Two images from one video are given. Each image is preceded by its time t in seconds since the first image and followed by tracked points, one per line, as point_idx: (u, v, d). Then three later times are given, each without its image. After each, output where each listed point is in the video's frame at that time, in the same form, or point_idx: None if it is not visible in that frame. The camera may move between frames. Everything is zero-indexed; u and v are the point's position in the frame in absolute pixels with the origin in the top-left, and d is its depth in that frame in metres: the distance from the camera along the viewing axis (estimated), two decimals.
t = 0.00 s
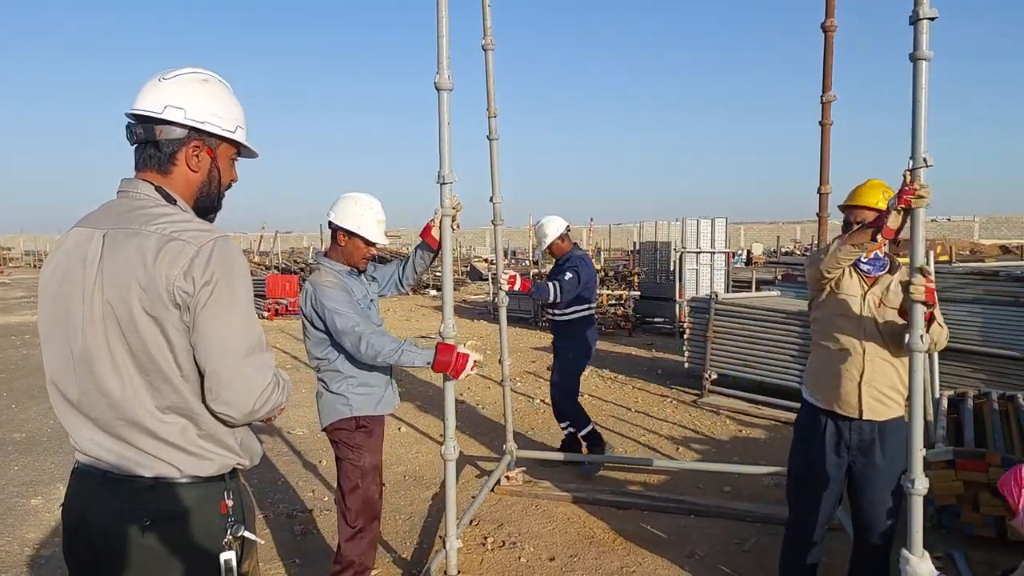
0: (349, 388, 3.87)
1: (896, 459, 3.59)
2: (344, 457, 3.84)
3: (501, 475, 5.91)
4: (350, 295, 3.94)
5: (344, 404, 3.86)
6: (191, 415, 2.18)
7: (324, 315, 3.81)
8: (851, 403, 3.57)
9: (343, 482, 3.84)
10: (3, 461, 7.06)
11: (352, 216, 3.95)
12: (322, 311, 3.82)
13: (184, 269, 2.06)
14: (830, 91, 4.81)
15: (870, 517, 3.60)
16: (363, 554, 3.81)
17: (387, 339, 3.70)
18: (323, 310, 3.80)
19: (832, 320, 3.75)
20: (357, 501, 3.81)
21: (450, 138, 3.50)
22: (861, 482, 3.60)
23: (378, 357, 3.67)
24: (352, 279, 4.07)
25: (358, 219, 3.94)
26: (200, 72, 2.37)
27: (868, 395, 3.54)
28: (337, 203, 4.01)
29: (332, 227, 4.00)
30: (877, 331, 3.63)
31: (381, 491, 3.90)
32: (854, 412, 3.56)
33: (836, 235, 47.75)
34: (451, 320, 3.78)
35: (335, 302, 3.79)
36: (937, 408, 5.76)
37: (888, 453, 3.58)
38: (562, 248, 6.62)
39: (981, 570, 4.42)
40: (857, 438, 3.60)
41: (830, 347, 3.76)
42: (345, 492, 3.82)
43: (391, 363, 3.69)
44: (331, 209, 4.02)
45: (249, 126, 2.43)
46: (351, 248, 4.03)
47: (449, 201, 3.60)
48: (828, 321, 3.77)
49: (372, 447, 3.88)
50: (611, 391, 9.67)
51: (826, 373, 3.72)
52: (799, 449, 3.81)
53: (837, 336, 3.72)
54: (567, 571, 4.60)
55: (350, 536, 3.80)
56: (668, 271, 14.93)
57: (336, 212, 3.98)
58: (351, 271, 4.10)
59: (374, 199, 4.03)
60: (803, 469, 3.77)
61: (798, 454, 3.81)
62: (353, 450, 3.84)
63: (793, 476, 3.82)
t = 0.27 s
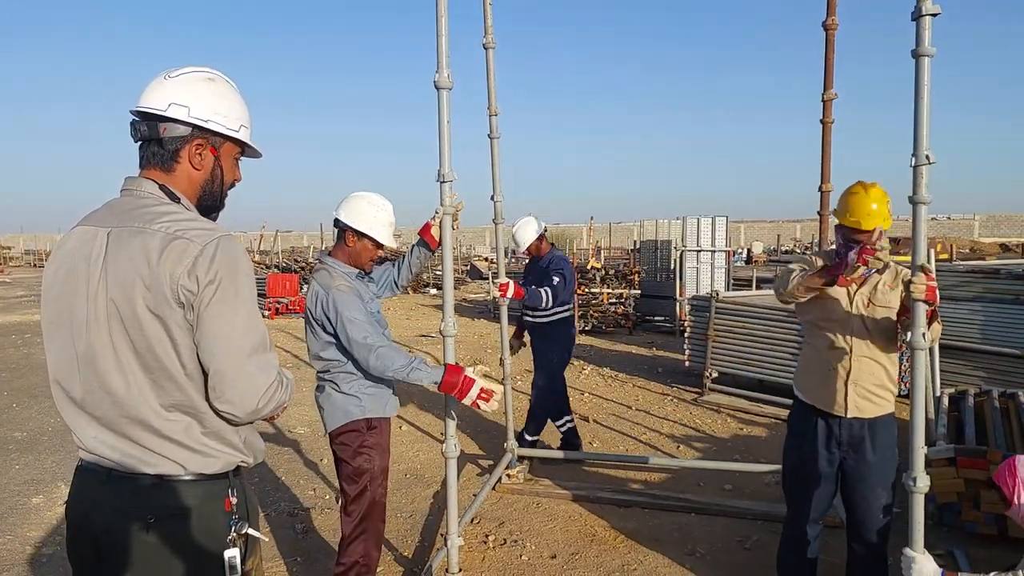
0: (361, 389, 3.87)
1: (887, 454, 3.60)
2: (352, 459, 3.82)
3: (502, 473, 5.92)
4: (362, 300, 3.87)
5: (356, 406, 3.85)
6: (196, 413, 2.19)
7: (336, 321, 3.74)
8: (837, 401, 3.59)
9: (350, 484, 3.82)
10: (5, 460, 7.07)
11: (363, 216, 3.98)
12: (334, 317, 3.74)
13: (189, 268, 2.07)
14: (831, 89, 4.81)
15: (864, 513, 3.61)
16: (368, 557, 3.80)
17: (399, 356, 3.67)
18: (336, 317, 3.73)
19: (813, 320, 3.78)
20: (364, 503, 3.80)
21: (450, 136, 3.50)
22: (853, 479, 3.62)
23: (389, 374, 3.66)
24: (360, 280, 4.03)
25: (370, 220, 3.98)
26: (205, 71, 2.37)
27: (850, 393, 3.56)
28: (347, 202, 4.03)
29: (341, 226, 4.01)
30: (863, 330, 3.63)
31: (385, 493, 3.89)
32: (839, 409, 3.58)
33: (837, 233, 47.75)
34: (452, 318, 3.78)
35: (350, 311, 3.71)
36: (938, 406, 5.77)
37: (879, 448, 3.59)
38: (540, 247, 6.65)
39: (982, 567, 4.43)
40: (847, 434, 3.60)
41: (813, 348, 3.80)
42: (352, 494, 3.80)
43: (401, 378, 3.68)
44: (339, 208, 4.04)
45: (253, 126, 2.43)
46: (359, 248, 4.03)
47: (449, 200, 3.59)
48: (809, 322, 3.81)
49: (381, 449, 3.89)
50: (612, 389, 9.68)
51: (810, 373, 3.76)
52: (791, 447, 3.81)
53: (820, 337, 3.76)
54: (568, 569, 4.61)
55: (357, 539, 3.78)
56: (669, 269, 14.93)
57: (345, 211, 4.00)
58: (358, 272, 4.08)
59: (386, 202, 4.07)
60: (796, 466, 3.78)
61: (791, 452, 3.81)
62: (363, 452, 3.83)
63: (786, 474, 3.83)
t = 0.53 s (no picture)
0: (367, 393, 3.89)
1: (881, 451, 3.60)
2: (356, 462, 3.82)
3: (505, 473, 5.92)
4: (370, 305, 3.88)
5: (361, 409, 3.87)
6: (199, 413, 2.20)
7: (344, 325, 3.74)
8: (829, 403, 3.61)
9: (353, 487, 3.81)
10: (7, 460, 7.08)
11: (374, 218, 4.00)
12: (342, 321, 3.74)
13: (191, 269, 2.07)
14: (834, 89, 4.81)
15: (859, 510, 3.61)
16: (370, 560, 3.80)
17: (409, 363, 3.68)
18: (343, 321, 3.73)
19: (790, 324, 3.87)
20: (367, 506, 3.80)
21: (452, 136, 3.51)
22: (848, 476, 3.62)
23: (397, 381, 3.67)
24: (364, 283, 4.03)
25: (380, 223, 4.00)
26: (210, 71, 2.38)
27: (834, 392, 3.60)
28: (356, 203, 4.04)
29: (351, 228, 4.00)
30: (850, 331, 3.62)
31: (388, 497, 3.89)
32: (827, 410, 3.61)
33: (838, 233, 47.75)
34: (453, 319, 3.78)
35: (358, 316, 3.72)
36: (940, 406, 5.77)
37: (872, 445, 3.59)
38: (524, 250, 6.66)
39: (984, 567, 4.43)
40: (840, 433, 3.60)
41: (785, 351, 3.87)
42: (355, 498, 3.80)
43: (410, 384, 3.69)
44: (348, 211, 4.03)
45: (256, 126, 2.44)
46: (369, 250, 4.03)
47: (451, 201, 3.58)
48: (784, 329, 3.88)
49: (385, 452, 3.89)
50: (613, 389, 9.69)
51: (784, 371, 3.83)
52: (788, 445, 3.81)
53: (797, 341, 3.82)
54: (570, 569, 4.61)
55: (360, 542, 3.78)
56: (670, 269, 14.93)
57: (355, 214, 4.00)
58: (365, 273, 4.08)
59: (394, 204, 4.10)
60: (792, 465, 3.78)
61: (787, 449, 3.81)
62: (366, 455, 3.83)
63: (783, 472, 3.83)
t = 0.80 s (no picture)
0: (367, 394, 3.89)
1: (872, 449, 3.60)
2: (357, 463, 3.80)
3: (506, 472, 5.92)
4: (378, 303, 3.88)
5: (362, 410, 3.86)
6: (198, 413, 2.19)
7: (352, 324, 3.73)
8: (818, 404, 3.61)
9: (355, 489, 3.80)
10: (8, 459, 7.08)
11: (376, 219, 3.96)
12: (350, 320, 3.73)
13: (190, 268, 2.07)
14: (834, 88, 4.80)
15: (852, 509, 3.60)
16: (372, 561, 3.80)
17: (428, 351, 3.66)
18: (352, 319, 3.72)
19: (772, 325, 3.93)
20: (369, 508, 3.79)
21: (451, 135, 3.50)
22: (840, 475, 3.61)
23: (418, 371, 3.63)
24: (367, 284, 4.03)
25: (383, 224, 3.97)
26: (208, 69, 2.37)
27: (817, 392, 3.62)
28: (359, 205, 4.00)
29: (353, 228, 3.98)
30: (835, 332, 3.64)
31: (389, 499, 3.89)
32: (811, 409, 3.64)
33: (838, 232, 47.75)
34: (453, 318, 3.78)
35: (367, 313, 3.71)
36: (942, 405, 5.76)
37: (864, 443, 3.58)
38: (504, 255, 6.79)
39: (985, 567, 4.42)
40: (831, 432, 3.60)
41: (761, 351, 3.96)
42: (357, 499, 3.78)
43: (431, 375, 3.65)
44: (351, 212, 4.00)
45: (255, 124, 2.42)
46: (372, 250, 4.03)
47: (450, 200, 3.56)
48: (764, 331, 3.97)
49: (385, 453, 3.89)
50: (614, 388, 9.69)
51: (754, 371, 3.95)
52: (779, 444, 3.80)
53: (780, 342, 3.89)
54: (571, 568, 4.61)
55: (361, 543, 3.77)
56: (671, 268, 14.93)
57: (358, 214, 3.96)
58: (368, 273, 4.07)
59: (399, 205, 4.08)
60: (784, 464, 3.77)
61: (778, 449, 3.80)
62: (367, 457, 3.81)
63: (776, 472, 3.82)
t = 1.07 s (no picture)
0: (366, 393, 3.88)
1: (864, 447, 3.59)
2: (356, 462, 3.79)
3: (506, 471, 5.92)
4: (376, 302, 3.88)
5: (360, 408, 3.85)
6: (198, 411, 2.18)
7: (350, 322, 3.72)
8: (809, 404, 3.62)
9: (353, 488, 3.78)
10: (7, 458, 7.07)
11: (373, 216, 3.98)
12: (349, 320, 3.72)
13: (190, 265, 2.06)
14: (834, 87, 4.79)
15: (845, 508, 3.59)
16: (370, 560, 3.79)
17: (422, 354, 3.69)
18: (352, 318, 3.71)
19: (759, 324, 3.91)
20: (367, 507, 3.78)
21: (447, 132, 3.49)
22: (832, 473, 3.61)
23: (411, 373, 3.66)
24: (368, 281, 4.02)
25: (381, 220, 3.98)
26: (203, 67, 2.36)
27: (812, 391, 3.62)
28: (355, 201, 4.03)
29: (350, 226, 4.00)
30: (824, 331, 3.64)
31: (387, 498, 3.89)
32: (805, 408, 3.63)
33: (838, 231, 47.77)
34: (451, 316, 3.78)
35: (367, 312, 3.70)
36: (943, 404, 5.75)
37: (855, 441, 3.58)
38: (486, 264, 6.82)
39: (985, 565, 4.42)
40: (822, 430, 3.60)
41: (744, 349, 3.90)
42: (355, 498, 3.77)
43: (423, 377, 3.72)
44: (349, 210, 4.02)
45: (251, 121, 2.41)
46: (370, 247, 4.03)
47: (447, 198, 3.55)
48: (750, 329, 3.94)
49: (384, 452, 3.88)
50: (615, 387, 9.68)
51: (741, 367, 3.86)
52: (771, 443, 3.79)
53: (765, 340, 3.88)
54: (571, 567, 4.60)
55: (360, 543, 3.76)
56: (671, 267, 14.93)
57: (355, 212, 3.98)
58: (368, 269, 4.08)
59: (393, 199, 4.10)
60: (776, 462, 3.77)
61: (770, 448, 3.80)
62: (366, 455, 3.80)
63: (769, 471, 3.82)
